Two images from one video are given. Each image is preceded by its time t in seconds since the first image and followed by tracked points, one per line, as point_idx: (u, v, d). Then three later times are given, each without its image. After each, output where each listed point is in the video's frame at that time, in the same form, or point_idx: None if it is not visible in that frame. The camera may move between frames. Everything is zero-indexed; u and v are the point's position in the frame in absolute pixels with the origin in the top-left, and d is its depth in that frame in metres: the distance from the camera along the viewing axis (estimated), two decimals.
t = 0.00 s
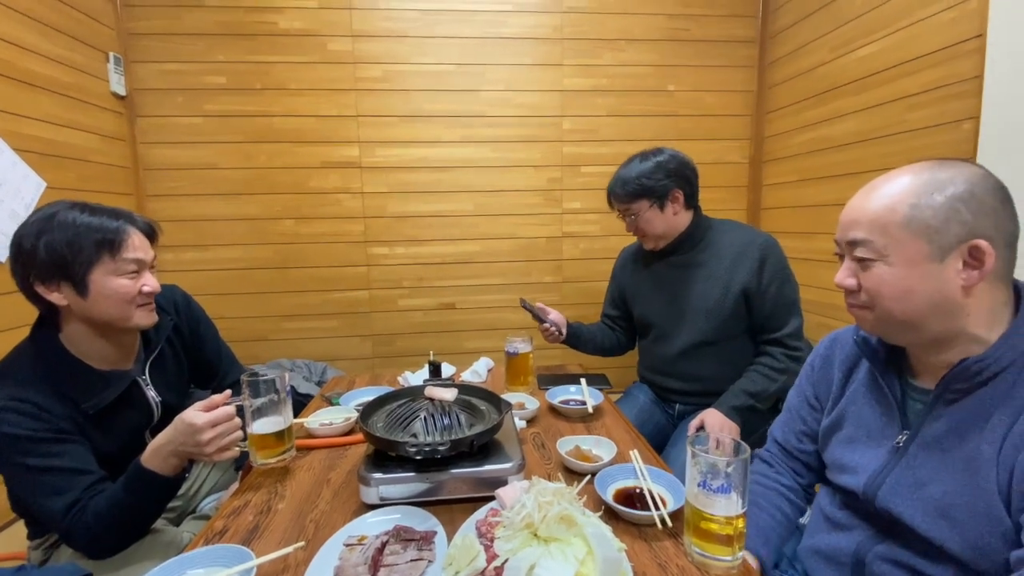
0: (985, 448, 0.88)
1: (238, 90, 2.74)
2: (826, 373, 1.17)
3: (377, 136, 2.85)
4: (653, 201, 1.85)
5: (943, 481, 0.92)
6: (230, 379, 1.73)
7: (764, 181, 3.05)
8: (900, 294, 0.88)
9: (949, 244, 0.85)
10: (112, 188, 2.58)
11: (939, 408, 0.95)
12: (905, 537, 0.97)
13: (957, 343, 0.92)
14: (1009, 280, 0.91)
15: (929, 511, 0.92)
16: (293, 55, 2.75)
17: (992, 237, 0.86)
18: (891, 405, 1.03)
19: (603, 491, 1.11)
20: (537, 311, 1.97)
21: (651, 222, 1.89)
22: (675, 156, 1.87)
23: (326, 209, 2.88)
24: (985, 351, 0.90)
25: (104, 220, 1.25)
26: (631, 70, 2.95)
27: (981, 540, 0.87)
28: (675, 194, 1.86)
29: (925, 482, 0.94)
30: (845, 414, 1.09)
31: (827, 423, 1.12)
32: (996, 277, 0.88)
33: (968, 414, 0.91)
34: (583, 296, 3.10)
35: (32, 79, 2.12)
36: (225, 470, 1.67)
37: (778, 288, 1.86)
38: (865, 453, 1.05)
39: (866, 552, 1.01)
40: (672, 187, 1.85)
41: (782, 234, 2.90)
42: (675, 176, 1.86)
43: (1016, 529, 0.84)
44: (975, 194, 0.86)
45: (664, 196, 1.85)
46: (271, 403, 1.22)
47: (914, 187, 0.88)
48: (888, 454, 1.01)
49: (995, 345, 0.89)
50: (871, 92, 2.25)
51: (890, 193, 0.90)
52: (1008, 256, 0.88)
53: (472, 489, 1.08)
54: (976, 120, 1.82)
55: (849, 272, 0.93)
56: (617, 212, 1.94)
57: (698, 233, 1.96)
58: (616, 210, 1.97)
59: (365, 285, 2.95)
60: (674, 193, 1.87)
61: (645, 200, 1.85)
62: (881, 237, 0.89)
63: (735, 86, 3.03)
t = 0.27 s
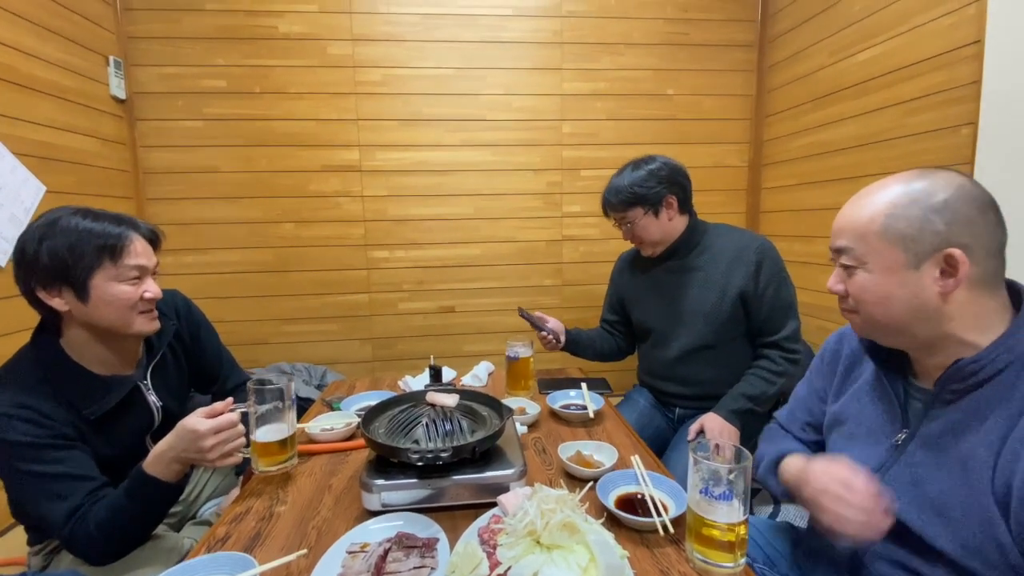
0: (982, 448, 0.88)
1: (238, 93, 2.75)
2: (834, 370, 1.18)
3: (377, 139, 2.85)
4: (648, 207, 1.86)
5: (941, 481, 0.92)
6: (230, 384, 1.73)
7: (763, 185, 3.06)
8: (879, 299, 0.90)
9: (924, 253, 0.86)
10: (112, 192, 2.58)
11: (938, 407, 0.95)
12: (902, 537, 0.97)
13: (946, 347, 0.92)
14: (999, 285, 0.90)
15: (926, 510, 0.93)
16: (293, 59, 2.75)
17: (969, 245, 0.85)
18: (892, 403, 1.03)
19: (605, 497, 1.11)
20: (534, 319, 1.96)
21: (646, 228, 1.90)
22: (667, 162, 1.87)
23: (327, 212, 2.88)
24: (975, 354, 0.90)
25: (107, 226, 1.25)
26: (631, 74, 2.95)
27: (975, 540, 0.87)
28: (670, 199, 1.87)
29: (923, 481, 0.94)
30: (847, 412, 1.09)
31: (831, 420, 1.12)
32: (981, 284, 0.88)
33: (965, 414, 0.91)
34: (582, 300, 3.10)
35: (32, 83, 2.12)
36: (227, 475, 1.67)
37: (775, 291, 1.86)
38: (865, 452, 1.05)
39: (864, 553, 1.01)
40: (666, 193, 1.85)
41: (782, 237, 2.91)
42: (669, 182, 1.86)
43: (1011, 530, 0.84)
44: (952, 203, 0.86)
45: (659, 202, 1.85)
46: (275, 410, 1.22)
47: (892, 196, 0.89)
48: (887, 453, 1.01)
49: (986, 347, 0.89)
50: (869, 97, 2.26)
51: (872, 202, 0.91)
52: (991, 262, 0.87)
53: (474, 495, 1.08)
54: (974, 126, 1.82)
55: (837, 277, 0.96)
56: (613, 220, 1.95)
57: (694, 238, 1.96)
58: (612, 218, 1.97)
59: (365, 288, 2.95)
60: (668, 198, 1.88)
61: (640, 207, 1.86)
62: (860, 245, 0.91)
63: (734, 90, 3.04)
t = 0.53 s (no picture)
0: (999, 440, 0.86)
1: (238, 93, 2.75)
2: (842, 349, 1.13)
3: (377, 139, 2.85)
4: (648, 206, 1.86)
5: (957, 473, 0.89)
6: (230, 383, 1.73)
7: (763, 185, 3.06)
8: (867, 301, 0.91)
9: (898, 253, 0.87)
10: (112, 191, 2.58)
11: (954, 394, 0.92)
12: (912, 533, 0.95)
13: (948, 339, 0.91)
14: (992, 275, 0.88)
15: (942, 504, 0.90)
16: (293, 59, 2.75)
17: (942, 241, 0.85)
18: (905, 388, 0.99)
19: (604, 497, 1.11)
20: (534, 317, 1.95)
21: (646, 227, 1.89)
22: (667, 161, 1.88)
23: (326, 212, 2.88)
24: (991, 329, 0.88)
25: (110, 224, 1.25)
26: (630, 75, 2.96)
27: (991, 534, 0.85)
28: (669, 198, 1.87)
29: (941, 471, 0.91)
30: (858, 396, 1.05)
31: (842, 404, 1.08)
32: (967, 276, 0.86)
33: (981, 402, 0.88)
34: (582, 300, 3.10)
35: (32, 82, 2.12)
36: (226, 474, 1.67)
37: (773, 290, 1.86)
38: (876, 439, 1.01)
39: (870, 551, 0.99)
40: (665, 192, 1.86)
41: (781, 238, 2.91)
42: (668, 182, 1.87)
43: None
44: (917, 204, 0.87)
45: (658, 201, 1.86)
46: (276, 411, 1.22)
47: (864, 203, 0.91)
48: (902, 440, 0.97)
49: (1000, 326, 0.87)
50: (869, 98, 2.26)
51: (845, 211, 0.94)
52: (973, 255, 0.86)
53: (474, 495, 1.08)
54: (973, 127, 1.83)
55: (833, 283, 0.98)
56: (613, 219, 1.94)
57: (692, 238, 1.97)
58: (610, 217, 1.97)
59: (365, 288, 2.95)
60: (668, 197, 1.88)
61: (639, 205, 1.86)
62: (840, 252, 0.93)
63: (734, 90, 3.04)
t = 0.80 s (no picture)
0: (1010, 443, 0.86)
1: (239, 91, 2.74)
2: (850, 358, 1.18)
3: (378, 138, 2.85)
4: (656, 201, 1.85)
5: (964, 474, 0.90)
6: (230, 381, 1.73)
7: (764, 186, 3.06)
8: (889, 293, 0.91)
9: (927, 246, 0.87)
10: (113, 188, 2.57)
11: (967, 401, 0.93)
12: (914, 537, 0.95)
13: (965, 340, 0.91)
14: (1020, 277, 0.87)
15: (946, 505, 0.90)
16: (294, 57, 2.75)
17: (973, 237, 0.85)
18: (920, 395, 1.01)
19: (606, 497, 1.11)
20: (535, 322, 1.95)
21: (653, 223, 1.88)
22: (676, 159, 1.89)
23: (327, 210, 2.87)
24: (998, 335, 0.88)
25: (112, 223, 1.25)
26: (632, 75, 2.95)
27: (997, 537, 0.84)
28: (677, 195, 1.87)
29: (948, 474, 0.92)
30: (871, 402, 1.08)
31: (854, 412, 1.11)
32: (994, 275, 0.86)
33: (994, 407, 0.89)
34: (582, 300, 3.10)
35: (34, 79, 2.12)
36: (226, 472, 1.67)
37: (775, 291, 1.86)
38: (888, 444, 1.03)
39: (873, 553, 0.99)
40: (674, 188, 1.86)
41: (782, 239, 2.91)
42: (677, 179, 1.87)
43: None
44: (953, 197, 0.86)
45: (667, 197, 1.85)
46: (278, 408, 1.22)
47: (897, 193, 0.91)
48: (914, 444, 0.99)
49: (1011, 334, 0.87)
50: (871, 99, 2.26)
51: (877, 200, 0.93)
52: (1003, 254, 0.85)
53: (475, 494, 1.08)
54: (976, 129, 1.83)
55: (853, 275, 0.97)
56: (619, 214, 1.92)
57: (696, 238, 1.97)
58: (616, 213, 1.95)
59: (365, 287, 2.95)
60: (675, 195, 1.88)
61: (648, 200, 1.85)
62: (867, 242, 0.92)
63: (736, 91, 3.04)
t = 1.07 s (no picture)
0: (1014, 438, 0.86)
1: (241, 90, 2.74)
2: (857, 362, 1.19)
3: (379, 137, 2.84)
4: (680, 187, 1.88)
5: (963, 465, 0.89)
6: (230, 380, 1.72)
7: (766, 187, 3.05)
8: (890, 291, 0.90)
9: (931, 244, 0.86)
10: (114, 187, 2.57)
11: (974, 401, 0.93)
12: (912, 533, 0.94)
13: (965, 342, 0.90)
14: None
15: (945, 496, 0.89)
16: (296, 56, 2.74)
17: (977, 236, 0.85)
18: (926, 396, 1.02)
19: (606, 498, 1.10)
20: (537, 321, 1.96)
21: (676, 209, 1.88)
22: (694, 155, 1.96)
23: (328, 210, 2.87)
24: None
25: (111, 219, 1.25)
26: (634, 75, 2.95)
27: (998, 529, 0.83)
28: (698, 186, 1.91)
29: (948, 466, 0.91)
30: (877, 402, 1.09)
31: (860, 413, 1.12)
32: (998, 276, 0.85)
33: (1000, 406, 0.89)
34: (583, 300, 3.09)
35: (35, 77, 2.11)
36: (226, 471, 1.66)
37: (781, 293, 1.86)
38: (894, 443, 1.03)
39: (872, 553, 0.97)
40: (696, 178, 1.91)
41: (783, 240, 2.90)
42: (698, 170, 1.93)
43: None
44: (958, 195, 0.86)
45: (690, 185, 1.89)
46: (275, 406, 1.22)
47: (902, 191, 0.90)
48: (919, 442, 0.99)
49: None
50: (874, 100, 2.25)
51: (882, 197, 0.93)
52: (1007, 255, 0.85)
53: (474, 495, 1.07)
54: (979, 130, 1.82)
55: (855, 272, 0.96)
56: (640, 200, 1.91)
57: (701, 240, 1.96)
58: (635, 201, 1.94)
59: (365, 286, 2.94)
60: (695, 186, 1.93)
61: (672, 185, 1.87)
62: (871, 239, 0.92)
63: (738, 91, 3.03)
